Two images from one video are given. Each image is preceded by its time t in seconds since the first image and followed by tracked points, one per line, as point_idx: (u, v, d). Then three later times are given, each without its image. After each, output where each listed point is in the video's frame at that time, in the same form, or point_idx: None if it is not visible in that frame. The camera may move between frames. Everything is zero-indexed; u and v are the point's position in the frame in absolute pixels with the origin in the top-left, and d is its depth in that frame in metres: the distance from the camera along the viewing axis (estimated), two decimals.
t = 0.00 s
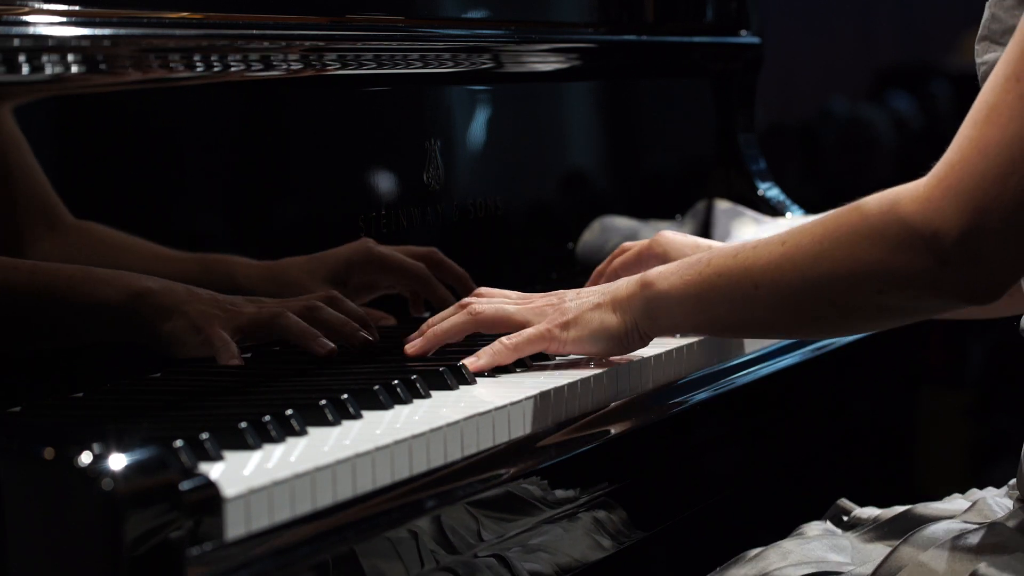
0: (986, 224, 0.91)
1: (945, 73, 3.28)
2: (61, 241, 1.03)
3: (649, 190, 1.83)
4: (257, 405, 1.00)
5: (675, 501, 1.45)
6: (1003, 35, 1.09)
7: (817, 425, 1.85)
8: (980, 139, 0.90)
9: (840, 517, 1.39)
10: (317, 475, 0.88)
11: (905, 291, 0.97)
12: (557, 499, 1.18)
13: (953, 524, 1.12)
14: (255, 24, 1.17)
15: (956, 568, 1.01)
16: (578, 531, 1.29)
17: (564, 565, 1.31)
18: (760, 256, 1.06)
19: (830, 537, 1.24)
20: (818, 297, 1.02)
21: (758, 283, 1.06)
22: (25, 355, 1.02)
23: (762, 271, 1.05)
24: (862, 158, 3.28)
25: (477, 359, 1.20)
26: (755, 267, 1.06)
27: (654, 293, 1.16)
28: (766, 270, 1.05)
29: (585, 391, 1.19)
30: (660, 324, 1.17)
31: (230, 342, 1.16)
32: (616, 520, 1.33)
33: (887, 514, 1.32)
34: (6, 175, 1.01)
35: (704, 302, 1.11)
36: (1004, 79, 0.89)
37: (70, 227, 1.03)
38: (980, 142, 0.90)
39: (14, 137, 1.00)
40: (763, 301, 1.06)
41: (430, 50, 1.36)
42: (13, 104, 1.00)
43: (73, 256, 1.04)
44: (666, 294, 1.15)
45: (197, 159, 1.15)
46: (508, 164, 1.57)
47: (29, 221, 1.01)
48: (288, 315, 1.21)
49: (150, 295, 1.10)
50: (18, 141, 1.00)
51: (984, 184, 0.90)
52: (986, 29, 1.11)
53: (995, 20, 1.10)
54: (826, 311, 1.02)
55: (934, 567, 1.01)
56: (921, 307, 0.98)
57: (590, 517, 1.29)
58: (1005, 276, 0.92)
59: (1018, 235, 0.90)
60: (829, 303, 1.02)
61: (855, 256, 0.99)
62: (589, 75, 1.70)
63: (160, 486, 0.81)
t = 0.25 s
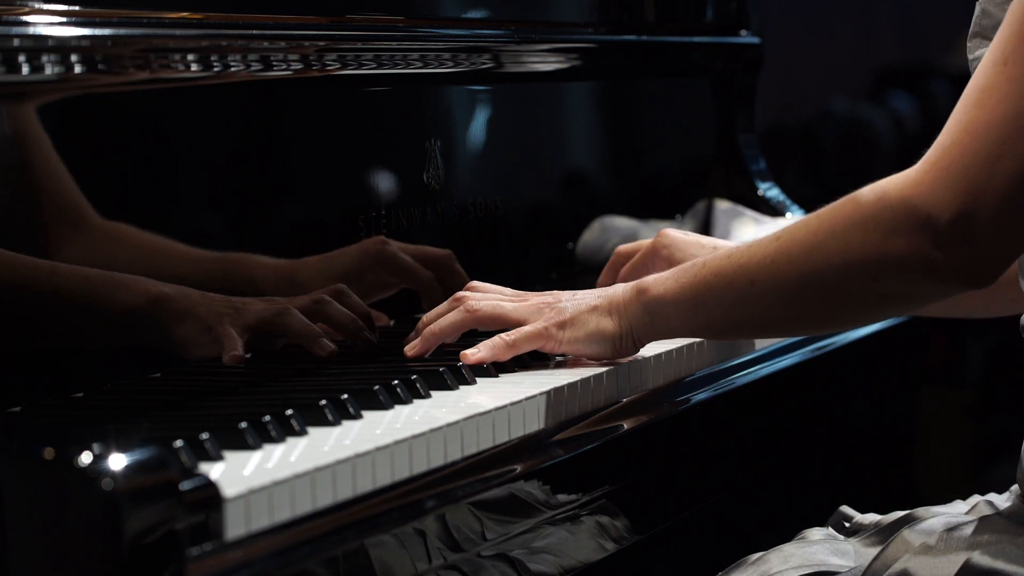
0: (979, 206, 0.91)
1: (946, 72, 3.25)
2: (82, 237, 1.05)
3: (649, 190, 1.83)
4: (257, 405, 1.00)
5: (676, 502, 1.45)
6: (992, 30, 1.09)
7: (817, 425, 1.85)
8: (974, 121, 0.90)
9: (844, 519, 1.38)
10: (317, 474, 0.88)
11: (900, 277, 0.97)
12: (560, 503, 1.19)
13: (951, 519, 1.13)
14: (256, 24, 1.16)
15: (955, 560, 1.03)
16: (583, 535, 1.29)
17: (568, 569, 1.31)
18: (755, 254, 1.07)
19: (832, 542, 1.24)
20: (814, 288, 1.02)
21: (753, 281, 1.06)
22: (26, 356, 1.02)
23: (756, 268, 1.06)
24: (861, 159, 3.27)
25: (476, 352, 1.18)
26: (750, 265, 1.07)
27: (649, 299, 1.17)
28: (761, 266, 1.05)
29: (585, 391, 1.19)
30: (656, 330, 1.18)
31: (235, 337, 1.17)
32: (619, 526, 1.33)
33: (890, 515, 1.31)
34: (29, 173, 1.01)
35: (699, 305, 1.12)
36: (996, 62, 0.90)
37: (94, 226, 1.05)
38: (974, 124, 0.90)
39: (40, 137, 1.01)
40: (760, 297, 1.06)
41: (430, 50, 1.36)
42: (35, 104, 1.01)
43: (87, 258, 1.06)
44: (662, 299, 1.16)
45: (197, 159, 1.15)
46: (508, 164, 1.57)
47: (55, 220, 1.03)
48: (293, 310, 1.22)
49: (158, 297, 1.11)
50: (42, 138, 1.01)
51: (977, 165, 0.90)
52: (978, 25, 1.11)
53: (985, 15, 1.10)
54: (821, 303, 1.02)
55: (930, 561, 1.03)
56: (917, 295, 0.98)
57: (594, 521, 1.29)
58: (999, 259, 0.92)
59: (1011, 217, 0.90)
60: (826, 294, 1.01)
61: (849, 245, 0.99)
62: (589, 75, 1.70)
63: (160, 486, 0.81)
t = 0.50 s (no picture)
0: (987, 193, 0.91)
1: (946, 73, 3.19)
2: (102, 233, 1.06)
3: (648, 190, 1.83)
4: (257, 405, 1.00)
5: (676, 502, 1.45)
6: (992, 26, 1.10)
7: (817, 425, 1.85)
8: (981, 110, 0.90)
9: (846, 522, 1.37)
10: (317, 474, 0.88)
11: (906, 267, 0.97)
12: (562, 504, 1.19)
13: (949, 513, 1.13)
14: (256, 24, 1.16)
15: (952, 548, 1.03)
16: (586, 536, 1.29)
17: (572, 567, 1.32)
18: (757, 242, 1.05)
19: (835, 542, 1.24)
20: (819, 277, 1.01)
21: (757, 270, 1.05)
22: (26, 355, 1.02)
23: (760, 256, 1.05)
24: (862, 159, 3.27)
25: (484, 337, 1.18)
26: (752, 253, 1.06)
27: (649, 287, 1.16)
28: (763, 256, 1.04)
29: (585, 391, 1.19)
30: (656, 318, 1.17)
31: (236, 325, 1.16)
32: (621, 529, 1.34)
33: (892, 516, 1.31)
34: (53, 169, 1.03)
35: (700, 293, 1.11)
36: (999, 51, 0.90)
37: (120, 207, 1.07)
38: (981, 112, 0.90)
39: (71, 133, 1.03)
40: (762, 286, 1.05)
41: (430, 50, 1.36)
42: (61, 103, 1.02)
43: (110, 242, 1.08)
44: (662, 288, 1.15)
45: (197, 160, 1.15)
46: (508, 164, 1.57)
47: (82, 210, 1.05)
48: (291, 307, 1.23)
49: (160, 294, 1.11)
50: (73, 134, 1.03)
51: (986, 152, 0.90)
52: (976, 22, 1.11)
53: (984, 12, 1.10)
54: (826, 293, 1.01)
55: (929, 549, 1.04)
56: (921, 285, 0.98)
57: (597, 521, 1.29)
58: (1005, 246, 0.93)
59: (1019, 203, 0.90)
60: (830, 283, 1.01)
61: (855, 234, 0.98)
62: (589, 75, 1.70)
63: (160, 486, 0.81)
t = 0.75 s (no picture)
0: (984, 189, 0.91)
1: (945, 73, 3.28)
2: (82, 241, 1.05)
3: (649, 190, 1.83)
4: (256, 405, 1.00)
5: (677, 502, 1.45)
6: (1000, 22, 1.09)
7: (817, 425, 1.85)
8: (978, 108, 0.90)
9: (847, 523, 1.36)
10: (317, 474, 0.88)
11: (906, 261, 0.98)
12: (562, 504, 1.19)
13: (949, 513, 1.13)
14: (256, 24, 1.16)
15: (951, 545, 1.03)
16: (588, 536, 1.29)
17: (573, 566, 1.32)
18: (760, 233, 1.07)
19: (836, 541, 1.24)
20: (820, 268, 1.02)
21: (759, 261, 1.06)
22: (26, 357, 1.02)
23: (762, 247, 1.06)
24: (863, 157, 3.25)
25: (506, 337, 1.17)
26: (755, 243, 1.07)
27: (656, 273, 1.18)
28: (766, 247, 1.05)
29: (585, 392, 1.19)
30: (663, 302, 1.18)
31: (240, 325, 1.17)
32: (622, 529, 1.34)
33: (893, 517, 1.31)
34: (38, 171, 1.02)
35: (707, 281, 1.12)
36: (997, 48, 0.90)
37: (105, 227, 1.06)
38: (978, 109, 0.90)
39: (44, 137, 1.02)
40: (764, 276, 1.06)
41: (430, 50, 1.36)
42: (41, 104, 1.01)
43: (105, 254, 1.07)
44: (668, 274, 1.16)
45: (196, 160, 1.15)
46: (508, 165, 1.57)
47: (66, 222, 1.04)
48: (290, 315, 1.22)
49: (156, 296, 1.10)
50: (44, 137, 1.02)
51: (982, 149, 0.90)
52: (985, 17, 1.11)
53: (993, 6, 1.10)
54: (827, 283, 1.03)
55: (928, 547, 1.04)
56: (921, 277, 0.98)
57: (598, 521, 1.29)
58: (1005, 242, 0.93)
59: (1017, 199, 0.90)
60: (830, 275, 1.02)
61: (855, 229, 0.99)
62: (589, 75, 1.70)
63: (160, 486, 0.81)
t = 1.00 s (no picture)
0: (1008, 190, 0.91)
1: (945, 73, 3.35)
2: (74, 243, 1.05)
3: (649, 190, 1.83)
4: (256, 405, 1.00)
5: (677, 502, 1.45)
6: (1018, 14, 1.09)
7: (817, 425, 1.85)
8: (1002, 109, 0.90)
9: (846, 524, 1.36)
10: (317, 474, 0.88)
11: (929, 266, 0.97)
12: (561, 504, 1.19)
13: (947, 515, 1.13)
14: (256, 24, 1.16)
15: (953, 549, 1.04)
16: (586, 537, 1.30)
17: (571, 567, 1.32)
18: (777, 243, 1.05)
19: (836, 542, 1.24)
20: (840, 277, 1.01)
21: (776, 270, 1.05)
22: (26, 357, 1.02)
23: (780, 256, 1.04)
24: (862, 158, 3.25)
25: (508, 336, 1.16)
26: (772, 252, 1.05)
27: (668, 286, 1.16)
28: (784, 256, 1.04)
29: (585, 392, 1.19)
30: (674, 316, 1.17)
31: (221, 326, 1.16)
32: (621, 529, 1.34)
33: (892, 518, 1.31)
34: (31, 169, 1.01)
35: (721, 293, 1.11)
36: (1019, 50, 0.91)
37: (93, 230, 1.05)
38: (1003, 110, 0.90)
39: (33, 136, 1.01)
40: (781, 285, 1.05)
41: (430, 50, 1.36)
42: (31, 104, 1.01)
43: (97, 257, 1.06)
44: (681, 286, 1.15)
45: (196, 159, 1.15)
46: (508, 165, 1.57)
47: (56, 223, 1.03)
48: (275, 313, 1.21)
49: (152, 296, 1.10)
50: (35, 136, 1.01)
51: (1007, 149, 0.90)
52: (1004, 9, 1.10)
53: None
54: (846, 292, 1.01)
55: (929, 549, 1.04)
56: (942, 284, 0.97)
57: (596, 522, 1.29)
58: None
59: None
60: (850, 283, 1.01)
61: (875, 235, 0.98)
62: (589, 75, 1.70)
63: (160, 485, 0.81)
